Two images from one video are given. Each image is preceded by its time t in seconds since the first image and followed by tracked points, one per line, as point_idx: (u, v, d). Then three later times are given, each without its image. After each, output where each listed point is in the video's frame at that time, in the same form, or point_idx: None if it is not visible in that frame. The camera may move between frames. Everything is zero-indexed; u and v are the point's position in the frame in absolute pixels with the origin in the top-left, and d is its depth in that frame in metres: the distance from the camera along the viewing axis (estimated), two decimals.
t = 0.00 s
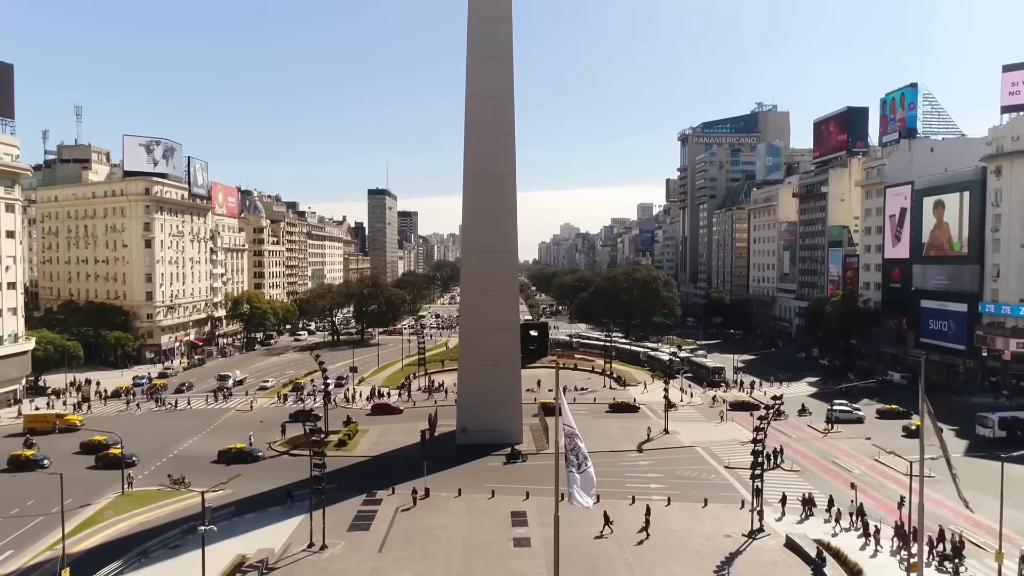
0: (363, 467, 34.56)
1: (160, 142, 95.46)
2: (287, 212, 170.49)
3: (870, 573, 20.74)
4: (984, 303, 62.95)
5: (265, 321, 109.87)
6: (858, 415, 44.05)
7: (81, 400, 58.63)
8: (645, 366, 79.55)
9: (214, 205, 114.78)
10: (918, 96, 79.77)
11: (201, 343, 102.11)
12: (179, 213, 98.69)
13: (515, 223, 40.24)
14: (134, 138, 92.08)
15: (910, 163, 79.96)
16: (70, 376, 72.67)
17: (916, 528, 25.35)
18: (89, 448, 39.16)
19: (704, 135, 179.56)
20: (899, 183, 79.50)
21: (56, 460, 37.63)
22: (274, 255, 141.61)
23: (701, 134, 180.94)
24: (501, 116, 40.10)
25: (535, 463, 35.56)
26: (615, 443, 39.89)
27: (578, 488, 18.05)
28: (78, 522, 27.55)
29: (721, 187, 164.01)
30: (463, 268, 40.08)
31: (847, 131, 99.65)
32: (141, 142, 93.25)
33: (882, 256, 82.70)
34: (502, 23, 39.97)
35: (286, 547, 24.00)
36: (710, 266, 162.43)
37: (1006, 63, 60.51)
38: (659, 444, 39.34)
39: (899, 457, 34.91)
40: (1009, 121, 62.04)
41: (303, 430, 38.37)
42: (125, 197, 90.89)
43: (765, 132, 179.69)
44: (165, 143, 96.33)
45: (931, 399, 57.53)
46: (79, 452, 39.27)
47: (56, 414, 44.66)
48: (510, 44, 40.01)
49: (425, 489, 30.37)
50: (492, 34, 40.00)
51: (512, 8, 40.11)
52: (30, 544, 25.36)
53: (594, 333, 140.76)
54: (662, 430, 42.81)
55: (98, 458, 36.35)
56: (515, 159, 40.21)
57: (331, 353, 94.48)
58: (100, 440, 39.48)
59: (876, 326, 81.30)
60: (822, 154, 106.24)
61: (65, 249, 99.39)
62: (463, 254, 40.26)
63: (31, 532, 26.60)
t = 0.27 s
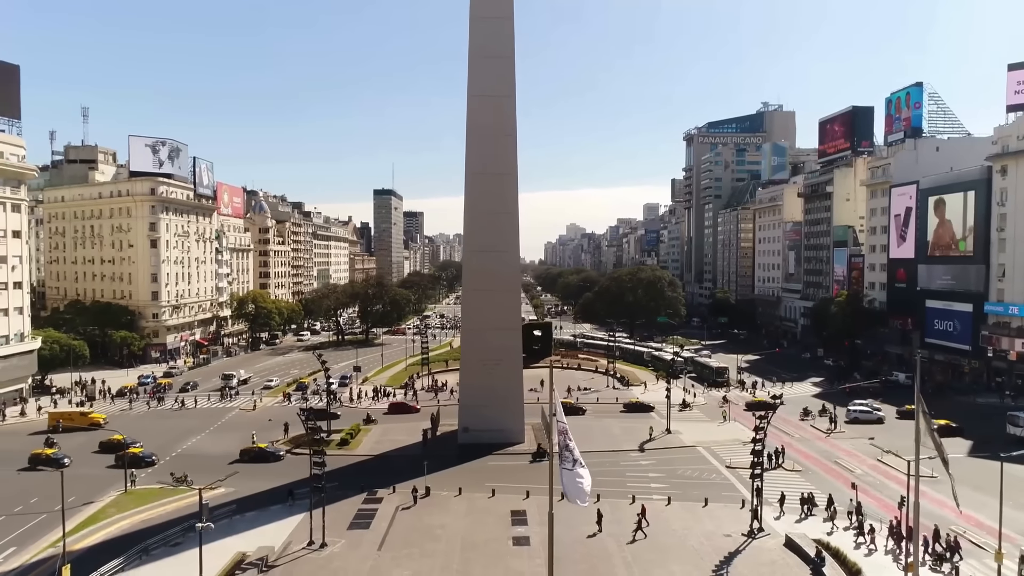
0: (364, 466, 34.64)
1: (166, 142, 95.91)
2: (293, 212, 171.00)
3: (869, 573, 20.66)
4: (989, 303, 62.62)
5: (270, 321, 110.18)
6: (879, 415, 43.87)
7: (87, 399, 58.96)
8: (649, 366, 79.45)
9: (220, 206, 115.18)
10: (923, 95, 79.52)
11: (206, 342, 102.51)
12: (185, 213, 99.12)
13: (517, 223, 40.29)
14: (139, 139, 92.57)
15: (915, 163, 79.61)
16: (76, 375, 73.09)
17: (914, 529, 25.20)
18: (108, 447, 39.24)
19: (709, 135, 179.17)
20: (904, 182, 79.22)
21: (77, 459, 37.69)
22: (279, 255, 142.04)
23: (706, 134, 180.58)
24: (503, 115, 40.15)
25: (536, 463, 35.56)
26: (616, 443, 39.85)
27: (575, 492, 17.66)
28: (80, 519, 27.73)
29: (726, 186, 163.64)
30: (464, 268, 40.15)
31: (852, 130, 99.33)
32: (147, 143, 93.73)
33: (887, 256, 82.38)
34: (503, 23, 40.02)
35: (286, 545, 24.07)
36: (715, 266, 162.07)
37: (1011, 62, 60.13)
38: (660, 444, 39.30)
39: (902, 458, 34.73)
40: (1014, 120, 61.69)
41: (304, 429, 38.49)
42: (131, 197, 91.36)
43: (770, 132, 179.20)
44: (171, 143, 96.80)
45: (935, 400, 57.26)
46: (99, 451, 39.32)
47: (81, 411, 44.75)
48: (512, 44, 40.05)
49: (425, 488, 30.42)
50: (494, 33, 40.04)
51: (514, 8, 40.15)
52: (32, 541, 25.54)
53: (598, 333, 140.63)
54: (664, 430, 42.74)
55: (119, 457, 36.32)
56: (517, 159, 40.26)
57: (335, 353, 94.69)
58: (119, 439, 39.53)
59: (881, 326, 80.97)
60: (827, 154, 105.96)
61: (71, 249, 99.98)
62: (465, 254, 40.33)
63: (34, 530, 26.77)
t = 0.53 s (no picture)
0: (367, 464, 34.78)
1: (174, 143, 96.54)
2: (300, 212, 171.70)
3: (870, 573, 20.54)
4: (997, 303, 62.19)
5: (277, 321, 110.63)
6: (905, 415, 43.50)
7: (94, 397, 59.36)
8: (654, 366, 79.28)
9: (227, 206, 115.74)
10: (932, 94, 79.05)
11: (214, 342, 103.10)
12: (193, 213, 99.67)
13: (520, 222, 40.31)
14: (147, 140, 93.23)
15: (923, 162, 78.51)
16: (84, 374, 73.67)
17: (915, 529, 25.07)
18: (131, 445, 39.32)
19: (717, 135, 178.60)
20: (912, 182, 78.56)
21: (102, 457, 37.86)
22: (287, 255, 142.65)
23: (713, 133, 179.97)
24: (506, 114, 40.20)
25: (538, 462, 35.60)
26: (619, 442, 39.85)
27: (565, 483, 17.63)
28: (84, 516, 27.97)
29: (734, 186, 163.13)
30: (468, 266, 40.18)
31: (859, 130, 98.76)
32: (155, 143, 94.37)
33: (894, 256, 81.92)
34: (506, 23, 40.05)
35: (287, 542, 24.18)
36: (723, 265, 161.55)
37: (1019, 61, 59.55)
38: (662, 443, 39.26)
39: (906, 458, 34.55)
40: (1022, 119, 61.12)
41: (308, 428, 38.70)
42: (140, 197, 91.95)
43: (778, 132, 178.45)
44: (179, 144, 97.42)
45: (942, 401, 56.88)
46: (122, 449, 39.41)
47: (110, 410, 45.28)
48: (515, 43, 40.09)
49: (427, 486, 30.50)
50: (497, 33, 40.08)
51: (517, 8, 40.17)
52: (37, 537, 25.77)
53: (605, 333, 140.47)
54: (667, 430, 42.67)
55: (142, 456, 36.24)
56: (520, 158, 40.29)
57: (341, 352, 95.06)
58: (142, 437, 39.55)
59: (889, 326, 80.56)
60: (834, 153, 105.34)
61: (81, 249, 100.72)
62: (468, 253, 40.39)
63: (39, 526, 27.00)
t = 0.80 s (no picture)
0: (371, 463, 34.94)
1: (183, 143, 97.23)
2: (309, 212, 172.48)
3: (871, 573, 20.50)
4: (1006, 303, 61.66)
5: (286, 320, 111.11)
6: (930, 418, 43.18)
7: (103, 396, 59.82)
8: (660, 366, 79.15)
9: (236, 206, 116.37)
10: (941, 93, 78.45)
11: (222, 341, 103.72)
12: (202, 213, 100.27)
13: (524, 221, 40.36)
14: (157, 140, 93.94)
15: (933, 161, 77.88)
16: (94, 373, 74.30)
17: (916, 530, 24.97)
18: (158, 444, 39.36)
19: (726, 134, 177.85)
20: (920, 181, 78.04)
21: (127, 455, 37.96)
22: (296, 255, 143.27)
23: (722, 133, 179.26)
24: (510, 114, 40.25)
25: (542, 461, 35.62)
26: (623, 442, 39.83)
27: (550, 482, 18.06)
28: (90, 512, 28.22)
29: (743, 186, 162.53)
30: (472, 265, 40.25)
31: (868, 129, 98.16)
32: (164, 144, 95.08)
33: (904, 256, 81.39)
34: (510, 21, 40.09)
35: (289, 539, 24.31)
36: (731, 265, 160.97)
37: None
38: (666, 443, 39.20)
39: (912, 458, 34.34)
40: None
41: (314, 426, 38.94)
42: (149, 197, 92.61)
43: (788, 131, 177.57)
44: (188, 144, 98.09)
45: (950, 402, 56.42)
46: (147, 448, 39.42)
47: (138, 407, 46.41)
48: (519, 43, 40.13)
49: (430, 485, 30.61)
50: (501, 33, 40.12)
51: (521, 7, 40.20)
52: (44, 532, 26.07)
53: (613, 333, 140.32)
54: (672, 430, 42.57)
55: (169, 454, 36.21)
56: (524, 158, 40.31)
57: (349, 351, 95.38)
58: (168, 437, 39.67)
59: (897, 327, 80.06)
60: (843, 152, 104.77)
61: (91, 249, 101.54)
62: (472, 252, 40.47)
63: (46, 522, 27.30)
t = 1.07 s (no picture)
0: (375, 461, 35.06)
1: (191, 143, 97.87)
2: (317, 212, 173.10)
3: (872, 573, 20.43)
4: (1015, 304, 61.16)
5: (293, 320, 111.51)
6: (956, 419, 43.14)
7: (112, 395, 60.22)
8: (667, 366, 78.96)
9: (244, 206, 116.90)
10: (950, 92, 77.93)
11: (230, 340, 104.21)
12: (210, 213, 100.77)
13: (527, 220, 40.38)
14: (165, 140, 94.65)
15: (943, 160, 77.40)
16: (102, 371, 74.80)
17: (916, 530, 24.89)
18: (181, 444, 39.23)
19: (734, 134, 177.14)
20: (929, 180, 77.57)
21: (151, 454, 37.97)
22: (303, 255, 143.76)
23: (730, 132, 178.58)
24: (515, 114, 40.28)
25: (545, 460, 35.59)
26: (627, 441, 39.79)
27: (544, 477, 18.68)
28: (96, 509, 28.43)
29: (751, 186, 161.93)
30: (476, 265, 40.30)
31: (877, 128, 97.59)
32: (172, 144, 95.83)
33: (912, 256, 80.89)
34: (514, 21, 40.11)
35: (292, 536, 24.42)
36: (739, 265, 160.38)
37: None
38: (670, 443, 39.12)
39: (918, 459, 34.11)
40: None
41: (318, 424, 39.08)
42: (157, 197, 93.18)
43: (796, 131, 176.69)
44: (196, 145, 98.72)
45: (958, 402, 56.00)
46: (170, 447, 39.33)
47: (163, 405, 47.00)
48: (523, 43, 40.16)
49: (432, 483, 30.71)
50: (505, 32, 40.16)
51: (525, 7, 40.23)
52: (50, 529, 26.31)
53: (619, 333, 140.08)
54: (676, 430, 42.45)
55: (192, 452, 36.04)
56: (528, 158, 40.34)
57: (356, 351, 95.62)
58: (191, 436, 39.51)
59: (905, 327, 79.58)
60: (851, 152, 104.26)
61: (100, 248, 102.24)
62: (476, 251, 40.53)
63: (52, 519, 27.53)
